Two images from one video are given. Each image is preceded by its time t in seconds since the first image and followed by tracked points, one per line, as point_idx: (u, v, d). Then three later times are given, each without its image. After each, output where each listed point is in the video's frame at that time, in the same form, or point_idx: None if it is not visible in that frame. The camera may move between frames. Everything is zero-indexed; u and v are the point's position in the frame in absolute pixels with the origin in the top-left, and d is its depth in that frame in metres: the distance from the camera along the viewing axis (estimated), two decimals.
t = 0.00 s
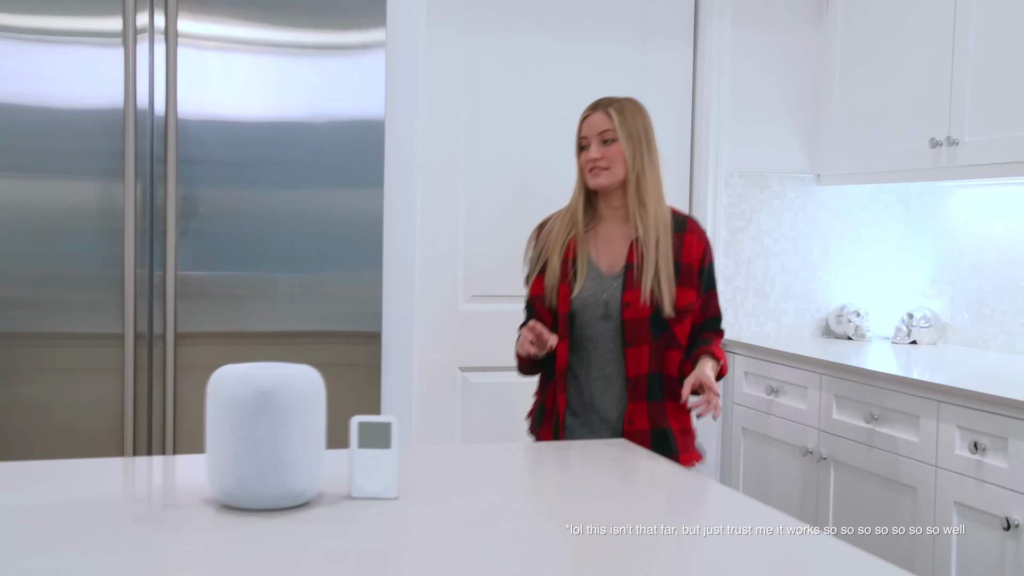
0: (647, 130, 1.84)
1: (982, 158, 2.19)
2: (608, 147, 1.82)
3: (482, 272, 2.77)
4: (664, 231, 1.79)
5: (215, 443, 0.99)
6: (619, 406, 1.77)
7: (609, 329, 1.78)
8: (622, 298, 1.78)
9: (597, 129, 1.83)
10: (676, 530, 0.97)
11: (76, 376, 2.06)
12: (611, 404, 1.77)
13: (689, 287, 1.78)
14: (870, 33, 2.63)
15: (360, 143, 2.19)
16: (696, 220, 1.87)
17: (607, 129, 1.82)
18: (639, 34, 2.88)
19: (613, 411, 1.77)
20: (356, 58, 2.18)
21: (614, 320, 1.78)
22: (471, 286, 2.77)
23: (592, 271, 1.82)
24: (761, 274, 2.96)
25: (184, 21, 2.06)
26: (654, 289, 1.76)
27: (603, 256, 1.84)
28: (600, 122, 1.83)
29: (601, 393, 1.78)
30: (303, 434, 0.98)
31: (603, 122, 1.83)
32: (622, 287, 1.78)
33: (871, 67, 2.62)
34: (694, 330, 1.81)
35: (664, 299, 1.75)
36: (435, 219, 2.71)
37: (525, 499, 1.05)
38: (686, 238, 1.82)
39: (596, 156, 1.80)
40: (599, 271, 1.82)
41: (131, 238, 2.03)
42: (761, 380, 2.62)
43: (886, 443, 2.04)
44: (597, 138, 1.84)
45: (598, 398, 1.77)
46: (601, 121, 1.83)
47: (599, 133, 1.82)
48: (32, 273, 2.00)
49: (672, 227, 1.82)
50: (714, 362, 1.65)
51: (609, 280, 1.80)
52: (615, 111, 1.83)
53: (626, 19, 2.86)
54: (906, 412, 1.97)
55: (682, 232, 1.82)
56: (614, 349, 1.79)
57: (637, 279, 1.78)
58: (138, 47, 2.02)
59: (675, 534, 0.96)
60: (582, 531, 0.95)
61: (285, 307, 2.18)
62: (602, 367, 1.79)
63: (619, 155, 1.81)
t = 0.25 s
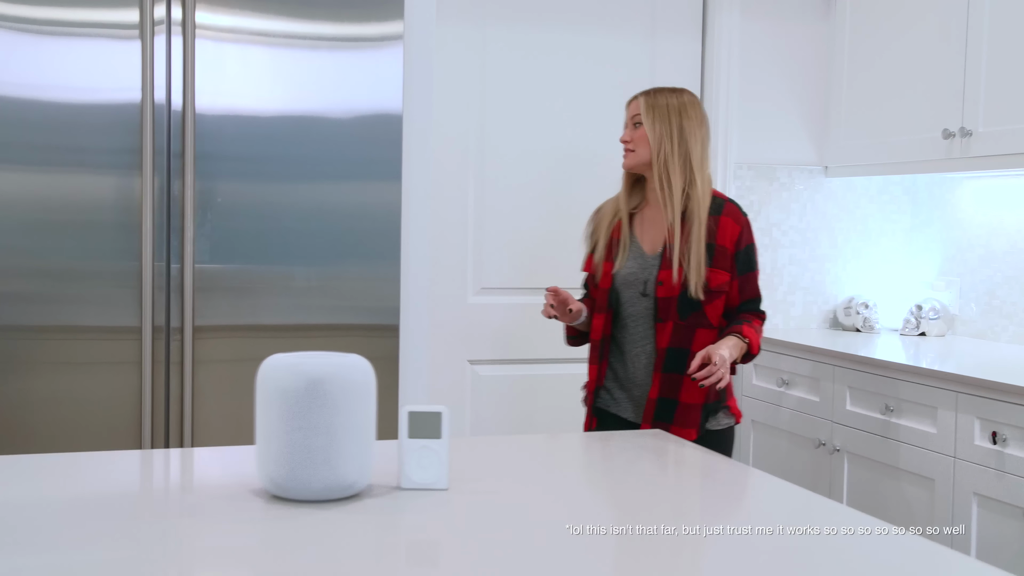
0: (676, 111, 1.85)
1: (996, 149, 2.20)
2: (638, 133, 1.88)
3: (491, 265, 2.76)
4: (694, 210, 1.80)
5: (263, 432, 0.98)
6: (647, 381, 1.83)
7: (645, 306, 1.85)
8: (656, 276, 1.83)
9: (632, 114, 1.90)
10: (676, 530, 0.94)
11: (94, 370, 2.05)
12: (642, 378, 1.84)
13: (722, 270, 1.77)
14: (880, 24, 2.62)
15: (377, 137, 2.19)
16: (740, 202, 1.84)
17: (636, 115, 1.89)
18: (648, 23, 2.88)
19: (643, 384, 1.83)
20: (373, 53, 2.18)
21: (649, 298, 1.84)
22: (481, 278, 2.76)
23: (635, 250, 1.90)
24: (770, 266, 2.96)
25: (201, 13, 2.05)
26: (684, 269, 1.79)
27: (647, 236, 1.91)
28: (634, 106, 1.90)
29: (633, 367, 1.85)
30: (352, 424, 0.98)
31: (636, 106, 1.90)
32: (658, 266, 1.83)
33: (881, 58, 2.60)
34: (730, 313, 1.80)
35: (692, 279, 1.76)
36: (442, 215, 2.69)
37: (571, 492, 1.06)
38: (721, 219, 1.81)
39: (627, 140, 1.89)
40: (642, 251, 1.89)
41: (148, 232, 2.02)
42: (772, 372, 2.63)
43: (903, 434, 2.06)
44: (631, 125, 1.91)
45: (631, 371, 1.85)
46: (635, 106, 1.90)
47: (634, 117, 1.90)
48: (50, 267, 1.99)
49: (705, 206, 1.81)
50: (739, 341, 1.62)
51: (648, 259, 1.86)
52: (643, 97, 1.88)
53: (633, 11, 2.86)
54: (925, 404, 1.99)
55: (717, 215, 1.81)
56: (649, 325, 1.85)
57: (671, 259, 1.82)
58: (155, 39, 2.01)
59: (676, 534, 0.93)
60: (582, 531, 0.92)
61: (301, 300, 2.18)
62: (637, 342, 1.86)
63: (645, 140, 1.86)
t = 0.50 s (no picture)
0: (683, 108, 1.87)
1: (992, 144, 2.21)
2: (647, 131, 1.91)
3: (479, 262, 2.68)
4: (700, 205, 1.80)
5: (292, 433, 0.95)
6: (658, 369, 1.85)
7: (654, 296, 1.86)
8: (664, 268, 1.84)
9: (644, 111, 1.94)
10: (676, 530, 0.92)
11: (83, 368, 2.00)
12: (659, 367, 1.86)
13: (728, 264, 1.78)
14: (875, 20, 2.61)
15: (374, 132, 2.17)
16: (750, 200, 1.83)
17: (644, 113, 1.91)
18: (638, 16, 2.83)
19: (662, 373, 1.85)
20: (371, 48, 2.16)
21: (658, 288, 1.85)
22: (470, 274, 2.67)
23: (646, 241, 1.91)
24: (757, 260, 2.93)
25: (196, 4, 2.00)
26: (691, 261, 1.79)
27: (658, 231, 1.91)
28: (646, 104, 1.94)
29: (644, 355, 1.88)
30: (382, 427, 0.94)
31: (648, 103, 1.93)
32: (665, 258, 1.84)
33: (875, 53, 2.60)
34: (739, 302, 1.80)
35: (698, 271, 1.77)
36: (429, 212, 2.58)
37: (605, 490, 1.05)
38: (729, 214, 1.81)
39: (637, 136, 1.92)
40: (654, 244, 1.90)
41: (141, 227, 1.97)
42: (761, 368, 2.65)
43: (898, 429, 2.09)
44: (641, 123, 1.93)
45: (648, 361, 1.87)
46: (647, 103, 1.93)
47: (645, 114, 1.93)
48: (39, 263, 1.94)
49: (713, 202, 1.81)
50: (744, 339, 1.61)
51: (655, 251, 1.87)
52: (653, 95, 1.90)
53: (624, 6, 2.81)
54: (920, 399, 2.03)
55: (725, 209, 1.81)
56: (659, 315, 1.86)
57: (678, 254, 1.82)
58: (148, 30, 1.96)
59: (676, 534, 0.91)
60: (582, 531, 0.90)
61: (297, 297, 2.15)
62: (649, 331, 1.88)
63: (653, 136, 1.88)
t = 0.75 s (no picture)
0: (642, 104, 1.89)
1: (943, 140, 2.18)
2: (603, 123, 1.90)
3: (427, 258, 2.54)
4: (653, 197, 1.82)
5: (292, 433, 0.92)
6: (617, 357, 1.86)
7: (608, 287, 1.86)
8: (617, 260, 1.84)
9: (598, 104, 1.93)
10: (677, 530, 0.90)
11: (31, 368, 1.91)
12: (618, 355, 1.86)
13: (677, 254, 1.80)
14: (830, 7, 2.54)
15: (334, 126, 2.12)
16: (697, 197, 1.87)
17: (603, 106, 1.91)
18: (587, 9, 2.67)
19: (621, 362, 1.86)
20: (331, 44, 2.11)
21: (611, 280, 1.85)
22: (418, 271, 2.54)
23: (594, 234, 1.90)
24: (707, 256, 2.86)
25: None
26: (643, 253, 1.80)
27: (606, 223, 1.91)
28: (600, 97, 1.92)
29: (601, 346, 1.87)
30: (387, 426, 0.91)
31: (603, 97, 1.92)
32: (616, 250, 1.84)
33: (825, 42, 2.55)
34: (687, 293, 1.82)
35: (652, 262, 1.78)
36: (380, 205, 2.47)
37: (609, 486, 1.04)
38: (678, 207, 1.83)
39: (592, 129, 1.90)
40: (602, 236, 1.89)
41: (93, 222, 1.89)
42: (713, 363, 2.68)
43: (856, 423, 2.16)
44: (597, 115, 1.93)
45: (606, 350, 1.87)
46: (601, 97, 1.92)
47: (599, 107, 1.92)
48: None
49: (665, 195, 1.83)
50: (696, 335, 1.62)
51: (606, 244, 1.86)
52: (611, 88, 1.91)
53: None
54: (878, 393, 2.09)
55: (673, 202, 1.83)
56: (612, 306, 1.86)
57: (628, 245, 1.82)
58: (100, 21, 1.90)
59: (678, 535, 0.89)
60: (582, 532, 0.88)
61: (256, 293, 2.07)
62: (603, 322, 1.87)
63: (610, 129, 1.89)
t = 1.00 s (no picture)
0: (569, 107, 2.08)
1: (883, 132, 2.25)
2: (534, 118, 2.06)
3: (372, 250, 2.49)
4: (570, 192, 2.00)
5: (264, 421, 0.88)
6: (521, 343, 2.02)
7: (515, 277, 2.02)
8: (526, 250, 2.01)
9: (530, 98, 2.07)
10: (676, 530, 0.86)
11: None
12: (516, 342, 2.03)
13: (586, 247, 1.99)
14: (772, 1, 2.58)
15: (279, 119, 2.07)
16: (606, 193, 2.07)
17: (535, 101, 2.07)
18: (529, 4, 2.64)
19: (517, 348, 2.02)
20: (274, 38, 2.06)
21: (520, 270, 2.01)
22: (361, 263, 2.48)
23: (503, 225, 2.05)
24: (647, 249, 2.86)
25: None
26: (555, 244, 1.98)
27: (518, 213, 2.08)
28: (532, 92, 2.07)
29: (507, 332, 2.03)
30: (366, 412, 0.88)
31: (536, 93, 2.07)
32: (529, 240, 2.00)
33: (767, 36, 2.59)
34: (587, 283, 2.01)
35: (563, 254, 1.96)
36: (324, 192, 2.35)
37: (586, 475, 1.03)
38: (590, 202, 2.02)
39: (522, 121, 2.05)
40: (511, 227, 2.05)
41: (28, 218, 1.84)
42: (654, 354, 2.69)
43: (800, 412, 2.21)
44: (527, 109, 2.08)
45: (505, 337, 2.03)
46: (534, 92, 2.07)
47: (530, 102, 2.06)
48: None
49: (580, 191, 2.02)
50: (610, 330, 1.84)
51: (518, 233, 2.03)
52: (545, 87, 2.07)
53: None
54: (822, 383, 2.15)
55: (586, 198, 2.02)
56: (518, 294, 2.02)
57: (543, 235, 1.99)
58: (34, 11, 1.84)
59: (675, 534, 0.85)
60: (582, 531, 0.84)
61: (199, 286, 2.01)
62: (509, 309, 2.03)
63: (542, 125, 2.06)
